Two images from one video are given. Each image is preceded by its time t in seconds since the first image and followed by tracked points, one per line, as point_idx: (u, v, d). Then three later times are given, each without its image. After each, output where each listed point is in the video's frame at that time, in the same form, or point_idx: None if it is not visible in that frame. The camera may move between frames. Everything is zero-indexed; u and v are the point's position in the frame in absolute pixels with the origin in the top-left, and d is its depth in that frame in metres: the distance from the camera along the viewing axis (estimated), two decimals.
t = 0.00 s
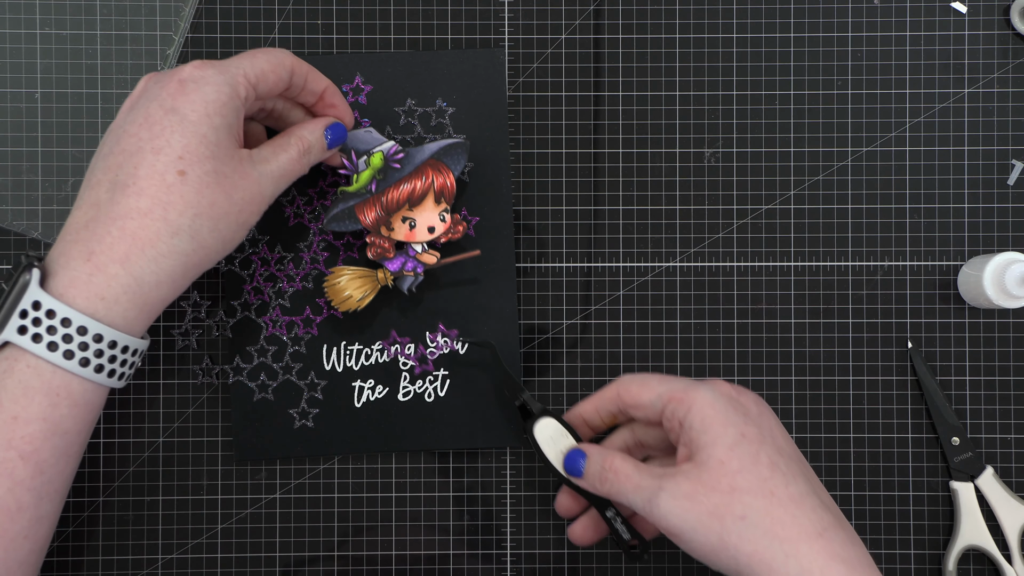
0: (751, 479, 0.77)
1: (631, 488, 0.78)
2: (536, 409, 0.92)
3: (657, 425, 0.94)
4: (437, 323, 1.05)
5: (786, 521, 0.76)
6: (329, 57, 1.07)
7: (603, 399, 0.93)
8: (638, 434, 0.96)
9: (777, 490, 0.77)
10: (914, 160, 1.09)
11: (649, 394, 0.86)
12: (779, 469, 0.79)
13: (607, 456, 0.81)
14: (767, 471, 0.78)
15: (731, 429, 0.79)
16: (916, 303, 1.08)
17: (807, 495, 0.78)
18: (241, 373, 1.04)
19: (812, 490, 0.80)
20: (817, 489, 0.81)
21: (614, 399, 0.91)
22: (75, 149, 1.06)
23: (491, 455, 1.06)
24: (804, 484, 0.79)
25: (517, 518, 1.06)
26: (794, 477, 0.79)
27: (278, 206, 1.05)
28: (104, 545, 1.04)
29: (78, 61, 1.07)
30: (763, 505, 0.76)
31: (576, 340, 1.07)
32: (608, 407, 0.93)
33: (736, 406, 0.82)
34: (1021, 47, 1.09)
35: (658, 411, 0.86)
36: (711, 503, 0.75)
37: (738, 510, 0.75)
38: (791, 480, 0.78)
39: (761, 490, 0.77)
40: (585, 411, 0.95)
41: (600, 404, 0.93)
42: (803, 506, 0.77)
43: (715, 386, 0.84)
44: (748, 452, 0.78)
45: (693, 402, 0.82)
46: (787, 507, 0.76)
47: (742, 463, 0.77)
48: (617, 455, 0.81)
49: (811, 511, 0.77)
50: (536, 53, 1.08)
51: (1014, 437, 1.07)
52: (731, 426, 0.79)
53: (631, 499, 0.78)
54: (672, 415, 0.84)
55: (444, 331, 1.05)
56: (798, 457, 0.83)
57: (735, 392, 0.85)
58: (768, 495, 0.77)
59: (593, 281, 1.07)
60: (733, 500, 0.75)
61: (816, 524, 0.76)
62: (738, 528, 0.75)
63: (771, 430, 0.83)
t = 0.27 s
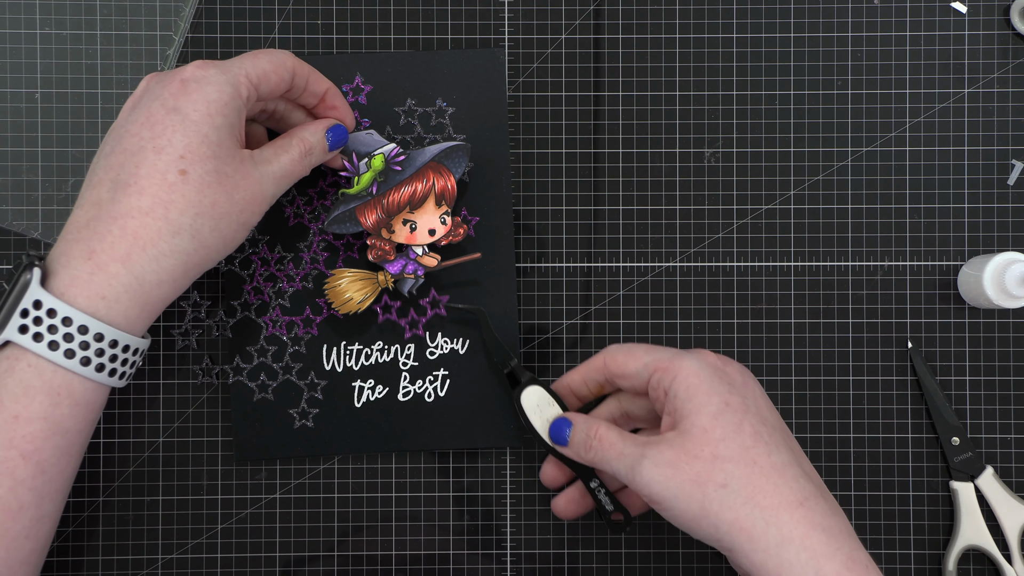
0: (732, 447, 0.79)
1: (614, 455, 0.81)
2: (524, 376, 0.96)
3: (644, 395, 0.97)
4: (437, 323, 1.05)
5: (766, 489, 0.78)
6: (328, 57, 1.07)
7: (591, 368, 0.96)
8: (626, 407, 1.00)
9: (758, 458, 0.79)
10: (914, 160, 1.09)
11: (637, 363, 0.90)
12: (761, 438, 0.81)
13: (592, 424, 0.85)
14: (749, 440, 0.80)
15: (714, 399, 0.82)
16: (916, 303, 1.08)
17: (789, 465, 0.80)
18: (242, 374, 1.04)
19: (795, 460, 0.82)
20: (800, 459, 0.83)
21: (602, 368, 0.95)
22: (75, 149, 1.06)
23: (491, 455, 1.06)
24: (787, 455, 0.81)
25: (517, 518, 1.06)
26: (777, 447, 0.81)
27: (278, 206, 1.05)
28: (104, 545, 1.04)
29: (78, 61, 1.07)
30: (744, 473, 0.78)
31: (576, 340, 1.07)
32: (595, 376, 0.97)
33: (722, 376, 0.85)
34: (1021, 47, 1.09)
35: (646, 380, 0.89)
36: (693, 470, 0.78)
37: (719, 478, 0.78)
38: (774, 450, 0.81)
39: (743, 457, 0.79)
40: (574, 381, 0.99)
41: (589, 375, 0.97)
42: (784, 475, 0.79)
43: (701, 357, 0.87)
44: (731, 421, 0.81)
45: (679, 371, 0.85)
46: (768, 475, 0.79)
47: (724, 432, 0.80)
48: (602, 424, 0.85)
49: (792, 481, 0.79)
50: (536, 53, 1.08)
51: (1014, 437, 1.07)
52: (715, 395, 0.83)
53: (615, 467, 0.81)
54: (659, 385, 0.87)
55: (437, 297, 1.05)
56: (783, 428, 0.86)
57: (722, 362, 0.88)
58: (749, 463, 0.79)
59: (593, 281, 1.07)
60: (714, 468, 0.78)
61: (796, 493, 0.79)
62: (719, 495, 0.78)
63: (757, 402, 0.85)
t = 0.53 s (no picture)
0: (730, 439, 0.80)
1: (613, 445, 0.81)
2: (525, 365, 0.97)
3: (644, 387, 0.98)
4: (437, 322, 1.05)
5: (764, 481, 0.78)
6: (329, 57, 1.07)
7: (591, 359, 0.97)
8: (627, 399, 1.00)
9: (756, 451, 0.79)
10: (914, 160, 1.09)
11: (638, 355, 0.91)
12: (760, 432, 0.81)
13: (592, 414, 0.85)
14: (747, 434, 0.80)
15: (714, 391, 0.83)
16: (916, 303, 1.08)
17: (787, 460, 0.80)
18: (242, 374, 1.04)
19: (794, 455, 0.82)
20: (799, 455, 0.83)
21: (603, 358, 0.96)
22: (75, 149, 1.06)
23: (491, 455, 1.06)
24: (786, 449, 0.81)
25: (517, 518, 1.06)
26: (776, 441, 0.81)
27: (278, 206, 1.05)
28: (104, 545, 1.04)
29: (78, 61, 1.07)
30: (742, 465, 0.78)
31: (576, 340, 1.07)
32: (596, 367, 0.97)
33: (722, 369, 0.85)
34: (1021, 47, 1.09)
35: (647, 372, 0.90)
36: (691, 462, 0.78)
37: (717, 470, 0.78)
38: (772, 444, 0.81)
39: (741, 450, 0.79)
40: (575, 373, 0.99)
41: (590, 366, 0.98)
42: (782, 469, 0.79)
43: (702, 350, 0.87)
44: (730, 414, 0.81)
45: (680, 363, 0.86)
46: (767, 469, 0.79)
47: (723, 424, 0.80)
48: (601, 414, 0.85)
49: (789, 475, 0.79)
50: (536, 53, 1.08)
51: (1014, 437, 1.07)
52: (714, 387, 0.83)
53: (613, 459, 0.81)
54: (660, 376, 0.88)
55: (439, 284, 1.05)
56: (783, 423, 0.86)
57: (723, 356, 0.88)
58: (747, 456, 0.79)
59: (593, 282, 1.07)
60: (712, 460, 0.78)
61: (794, 488, 0.78)
62: (717, 488, 0.77)
63: (757, 395, 0.86)
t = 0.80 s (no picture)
0: (729, 440, 0.80)
1: (612, 446, 0.81)
2: (524, 365, 0.97)
3: (643, 388, 0.98)
4: (437, 322, 1.05)
5: (763, 482, 0.78)
6: (328, 56, 1.07)
7: (591, 360, 0.97)
8: (627, 400, 1.00)
9: (755, 452, 0.79)
10: (915, 160, 1.09)
11: (637, 357, 0.91)
12: (759, 433, 0.81)
13: (591, 416, 0.85)
14: (746, 434, 0.80)
15: (713, 392, 0.83)
16: (916, 303, 1.08)
17: (786, 460, 0.80)
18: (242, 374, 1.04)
19: (792, 455, 0.81)
20: (798, 455, 0.83)
21: (602, 360, 0.96)
22: (75, 149, 1.06)
23: (491, 455, 1.06)
24: (785, 449, 0.81)
25: (517, 518, 1.06)
26: (775, 441, 0.81)
27: (278, 206, 1.05)
28: (104, 545, 1.04)
29: (77, 61, 1.07)
30: (741, 465, 0.78)
31: (576, 340, 1.07)
32: (596, 368, 0.97)
33: (721, 370, 0.86)
34: (1021, 47, 1.09)
35: (647, 374, 0.90)
36: (690, 462, 0.78)
37: (716, 470, 0.78)
38: (771, 444, 0.81)
39: (740, 450, 0.79)
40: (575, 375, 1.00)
41: (590, 367, 0.98)
42: (781, 470, 0.79)
43: (701, 350, 0.88)
44: (729, 414, 0.81)
45: (678, 363, 0.86)
46: (766, 469, 0.79)
47: (722, 426, 0.80)
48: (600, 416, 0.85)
49: (788, 475, 0.79)
50: (536, 53, 1.08)
51: (1014, 437, 1.07)
52: (713, 388, 0.83)
53: (613, 460, 0.81)
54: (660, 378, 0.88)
55: (438, 285, 1.05)
56: (782, 424, 0.86)
57: (722, 356, 0.88)
58: (746, 457, 0.79)
59: (593, 282, 1.07)
60: (711, 460, 0.78)
61: (792, 488, 0.78)
62: (716, 488, 0.77)
63: (757, 396, 0.85)
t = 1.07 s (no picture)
0: (731, 440, 0.80)
1: (613, 446, 0.81)
2: (525, 366, 0.97)
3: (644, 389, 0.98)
4: (438, 322, 1.05)
5: (764, 482, 0.78)
6: (328, 56, 1.07)
7: (591, 360, 0.97)
8: (627, 400, 1.00)
9: (757, 452, 0.79)
10: (914, 160, 1.09)
11: (639, 358, 0.91)
12: (760, 433, 0.81)
13: (592, 417, 0.85)
14: (748, 434, 0.80)
15: (714, 392, 0.83)
16: (916, 303, 1.08)
17: (787, 460, 0.80)
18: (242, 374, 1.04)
19: (793, 456, 0.81)
20: (799, 456, 0.83)
21: (603, 361, 0.96)
22: (75, 149, 1.06)
23: (491, 455, 1.06)
24: (787, 450, 0.81)
25: (516, 518, 1.06)
26: (777, 441, 0.81)
27: (278, 206, 1.05)
28: (104, 545, 1.04)
29: (77, 61, 1.07)
30: (742, 465, 0.78)
31: (576, 340, 1.07)
32: (596, 370, 0.97)
33: (722, 370, 0.86)
34: (1021, 47, 1.09)
35: (648, 375, 0.90)
36: (692, 463, 0.78)
37: (717, 471, 0.78)
38: (773, 445, 0.81)
39: (741, 451, 0.79)
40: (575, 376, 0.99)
41: (589, 369, 0.98)
42: (782, 470, 0.79)
43: (702, 351, 0.88)
44: (731, 414, 0.81)
45: (679, 363, 0.86)
46: (767, 470, 0.79)
47: (723, 426, 0.80)
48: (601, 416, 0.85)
49: (789, 476, 0.79)
50: (536, 53, 1.08)
51: (1014, 437, 1.07)
52: (715, 388, 0.83)
53: (614, 461, 0.81)
54: (661, 378, 0.88)
55: (439, 287, 1.05)
56: (783, 424, 0.86)
57: (723, 357, 0.88)
58: (748, 457, 0.79)
59: (593, 282, 1.07)
60: (711, 461, 0.78)
61: (793, 489, 0.78)
62: (716, 489, 0.77)
63: (759, 397, 0.85)
